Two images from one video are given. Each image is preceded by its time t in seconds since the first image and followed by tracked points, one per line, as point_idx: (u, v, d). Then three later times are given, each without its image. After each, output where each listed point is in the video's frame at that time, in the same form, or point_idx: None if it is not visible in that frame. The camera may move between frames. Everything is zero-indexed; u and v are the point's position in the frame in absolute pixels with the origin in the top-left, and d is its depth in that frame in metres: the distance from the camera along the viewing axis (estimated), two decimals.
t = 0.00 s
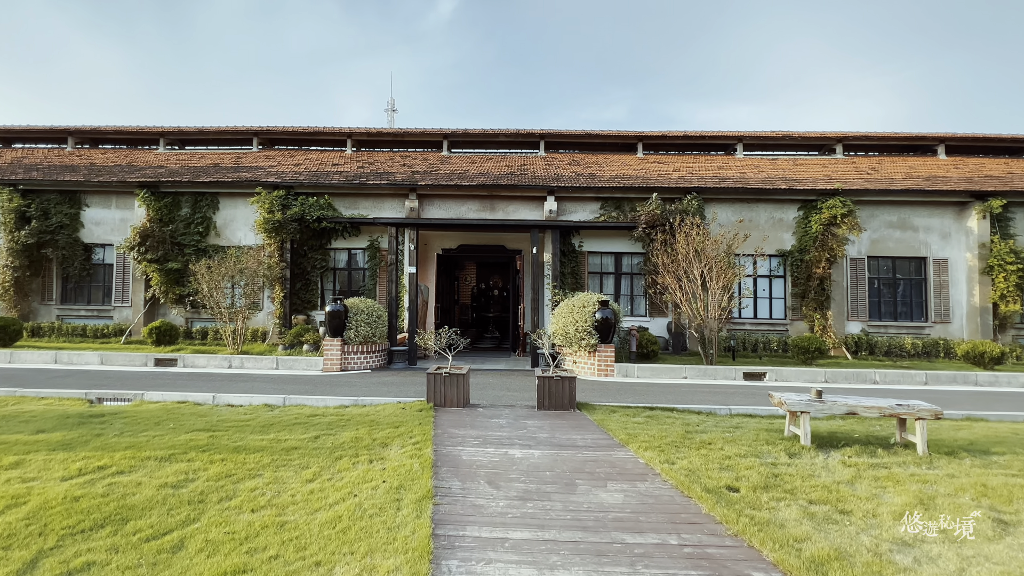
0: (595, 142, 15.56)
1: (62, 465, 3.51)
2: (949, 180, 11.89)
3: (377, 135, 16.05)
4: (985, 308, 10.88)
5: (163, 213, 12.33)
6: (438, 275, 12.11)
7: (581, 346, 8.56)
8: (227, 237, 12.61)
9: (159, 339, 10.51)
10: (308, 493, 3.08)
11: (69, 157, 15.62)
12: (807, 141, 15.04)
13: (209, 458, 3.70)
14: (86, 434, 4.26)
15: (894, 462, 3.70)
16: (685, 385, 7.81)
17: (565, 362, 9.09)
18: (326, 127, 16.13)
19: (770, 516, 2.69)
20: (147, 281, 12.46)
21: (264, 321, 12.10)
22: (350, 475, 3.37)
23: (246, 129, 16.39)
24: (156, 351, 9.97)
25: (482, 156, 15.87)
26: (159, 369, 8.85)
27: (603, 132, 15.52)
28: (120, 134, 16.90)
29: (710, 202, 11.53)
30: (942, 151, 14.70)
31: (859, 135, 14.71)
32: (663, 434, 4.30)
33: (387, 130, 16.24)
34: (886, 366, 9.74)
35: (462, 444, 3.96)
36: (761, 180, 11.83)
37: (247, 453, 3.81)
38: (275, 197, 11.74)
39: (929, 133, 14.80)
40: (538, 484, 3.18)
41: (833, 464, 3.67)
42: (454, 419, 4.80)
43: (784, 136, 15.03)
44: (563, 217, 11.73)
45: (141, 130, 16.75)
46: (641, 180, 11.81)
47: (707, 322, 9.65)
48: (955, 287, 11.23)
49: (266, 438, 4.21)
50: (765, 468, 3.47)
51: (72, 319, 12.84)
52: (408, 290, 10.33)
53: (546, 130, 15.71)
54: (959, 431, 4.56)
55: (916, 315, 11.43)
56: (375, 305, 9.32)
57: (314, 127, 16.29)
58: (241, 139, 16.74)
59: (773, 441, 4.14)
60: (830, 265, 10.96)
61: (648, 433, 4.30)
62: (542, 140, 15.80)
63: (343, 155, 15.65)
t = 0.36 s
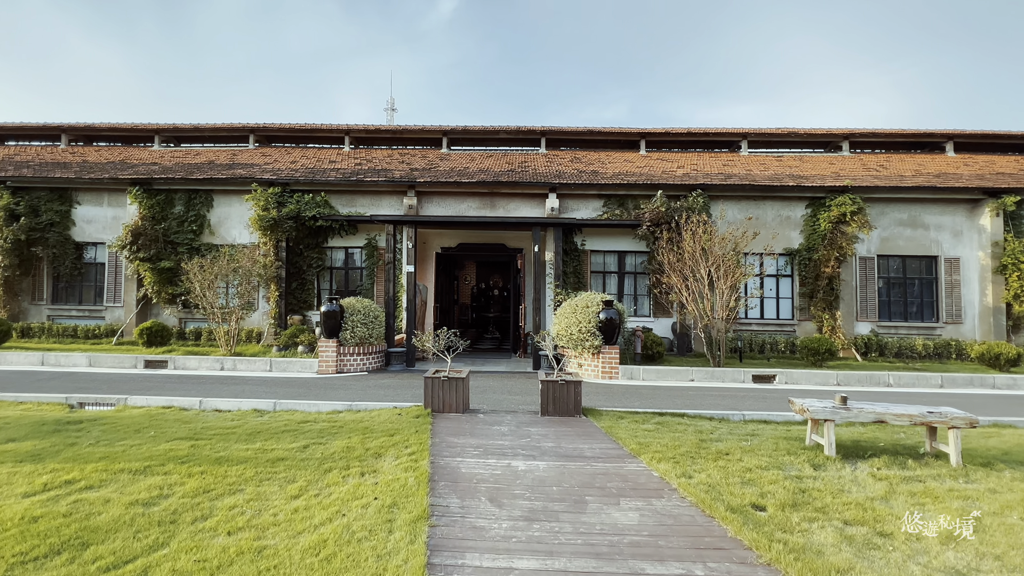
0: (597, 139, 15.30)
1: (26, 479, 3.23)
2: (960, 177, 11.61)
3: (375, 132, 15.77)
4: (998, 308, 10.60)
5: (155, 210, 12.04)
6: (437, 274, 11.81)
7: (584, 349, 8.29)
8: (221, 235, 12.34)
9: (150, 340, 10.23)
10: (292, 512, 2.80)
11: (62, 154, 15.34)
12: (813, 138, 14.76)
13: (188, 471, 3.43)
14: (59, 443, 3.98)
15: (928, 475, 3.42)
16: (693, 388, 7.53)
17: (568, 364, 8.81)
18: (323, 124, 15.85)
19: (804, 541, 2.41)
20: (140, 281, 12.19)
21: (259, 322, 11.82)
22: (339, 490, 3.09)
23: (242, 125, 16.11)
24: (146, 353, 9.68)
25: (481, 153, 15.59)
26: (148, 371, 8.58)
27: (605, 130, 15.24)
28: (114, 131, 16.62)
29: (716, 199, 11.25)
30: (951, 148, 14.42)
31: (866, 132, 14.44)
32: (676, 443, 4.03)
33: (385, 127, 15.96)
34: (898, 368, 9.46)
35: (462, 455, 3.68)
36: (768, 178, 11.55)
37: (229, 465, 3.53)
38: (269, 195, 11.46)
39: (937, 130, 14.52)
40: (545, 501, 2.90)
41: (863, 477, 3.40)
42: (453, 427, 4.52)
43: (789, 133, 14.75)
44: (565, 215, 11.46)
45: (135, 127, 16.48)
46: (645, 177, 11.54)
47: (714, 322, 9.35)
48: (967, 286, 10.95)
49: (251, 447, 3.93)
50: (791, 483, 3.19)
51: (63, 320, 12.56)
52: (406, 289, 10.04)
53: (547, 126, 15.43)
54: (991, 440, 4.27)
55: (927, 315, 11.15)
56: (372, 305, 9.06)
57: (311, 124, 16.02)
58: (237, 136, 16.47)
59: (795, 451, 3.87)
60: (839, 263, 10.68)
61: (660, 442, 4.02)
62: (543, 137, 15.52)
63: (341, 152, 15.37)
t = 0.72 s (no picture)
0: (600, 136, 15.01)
1: None
2: (972, 174, 11.33)
3: (373, 130, 15.48)
4: (1012, 309, 10.33)
5: (148, 208, 11.76)
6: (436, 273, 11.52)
7: (588, 351, 8.01)
8: (216, 234, 12.06)
9: (141, 342, 9.94)
10: (274, 537, 2.51)
11: (54, 152, 15.06)
12: (820, 135, 14.48)
13: (163, 487, 3.14)
14: (27, 455, 3.69)
15: (969, 492, 3.14)
16: (702, 392, 7.26)
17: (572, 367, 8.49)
18: (321, 122, 15.57)
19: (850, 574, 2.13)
20: (132, 281, 11.91)
21: (254, 323, 11.55)
22: (327, 510, 2.81)
23: (238, 123, 15.82)
24: (136, 355, 9.39)
25: (482, 150, 15.31)
26: (138, 374, 8.30)
27: (608, 127, 14.95)
28: (109, 128, 16.33)
29: (722, 197, 10.97)
30: (960, 146, 14.15)
31: (874, 129, 14.16)
32: (691, 454, 3.75)
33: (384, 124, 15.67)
34: (911, 370, 9.19)
35: (462, 469, 3.40)
36: (776, 175, 11.28)
37: (209, 481, 3.25)
38: (264, 192, 11.16)
39: (946, 127, 14.23)
40: (554, 523, 2.62)
41: (899, 494, 3.12)
42: (452, 436, 4.25)
43: (795, 130, 14.47)
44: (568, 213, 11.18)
45: (130, 124, 16.19)
46: (649, 174, 11.26)
47: (721, 323, 9.02)
48: (979, 287, 10.68)
49: (235, 459, 3.65)
50: (823, 502, 2.91)
51: (54, 321, 12.28)
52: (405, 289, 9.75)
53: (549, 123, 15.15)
54: None
55: (939, 316, 10.89)
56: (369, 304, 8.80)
57: (309, 121, 15.73)
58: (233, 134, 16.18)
59: (820, 464, 3.59)
60: (849, 263, 10.40)
61: (675, 454, 3.74)
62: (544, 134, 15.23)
63: (338, 150, 15.09)
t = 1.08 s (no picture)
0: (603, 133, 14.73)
1: None
2: (985, 171, 11.06)
3: (372, 127, 15.18)
4: None
5: (141, 206, 11.48)
6: (436, 273, 11.21)
7: (594, 354, 7.73)
8: (210, 232, 11.78)
9: (132, 343, 9.66)
10: (253, 568, 2.23)
11: (47, 149, 14.76)
12: (827, 132, 14.20)
13: (136, 506, 2.86)
14: None
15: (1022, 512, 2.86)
16: (713, 397, 6.98)
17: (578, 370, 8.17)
18: (318, 118, 15.28)
19: None
20: (124, 280, 11.64)
21: (249, 323, 11.27)
22: (315, 535, 2.53)
23: (234, 120, 15.53)
24: (127, 357, 9.11)
25: (482, 148, 15.03)
26: (127, 377, 8.02)
27: (611, 124, 14.67)
28: (103, 125, 16.04)
29: (729, 194, 10.69)
30: (970, 143, 13.86)
31: (882, 126, 13.88)
32: (712, 467, 3.46)
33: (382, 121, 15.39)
34: (926, 372, 8.91)
35: (464, 486, 3.12)
36: (784, 172, 11.00)
37: (187, 499, 2.97)
38: (260, 190, 10.87)
39: (955, 124, 13.95)
40: (568, 552, 2.34)
41: (946, 514, 2.83)
42: (453, 447, 3.96)
43: (802, 127, 14.19)
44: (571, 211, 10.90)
45: (124, 121, 15.89)
46: (655, 171, 10.99)
47: (729, 324, 8.70)
48: (994, 287, 10.41)
49: (217, 474, 3.36)
50: (864, 525, 2.62)
51: (45, 321, 12.01)
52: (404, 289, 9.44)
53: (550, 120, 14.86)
54: None
55: (951, 317, 10.61)
56: (365, 305, 8.52)
57: (306, 118, 15.44)
58: (229, 131, 15.89)
59: (852, 478, 3.31)
60: (860, 262, 10.11)
61: (694, 468, 3.45)
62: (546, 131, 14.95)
63: (336, 147, 14.81)
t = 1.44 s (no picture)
0: (605, 131, 14.48)
1: None
2: (996, 168, 10.80)
3: (370, 124, 14.92)
4: None
5: (133, 204, 11.23)
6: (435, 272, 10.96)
7: (597, 356, 7.47)
8: (204, 230, 11.53)
9: (122, 345, 9.41)
10: None
11: (39, 147, 14.51)
12: (833, 129, 13.95)
13: (103, 527, 2.61)
14: None
15: None
16: (721, 401, 6.73)
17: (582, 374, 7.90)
18: (316, 116, 15.03)
19: None
20: (116, 280, 11.39)
21: (243, 324, 11.02)
22: (298, 560, 2.28)
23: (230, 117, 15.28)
24: (117, 358, 8.86)
25: (482, 145, 14.78)
26: (116, 379, 7.78)
27: (613, 121, 14.42)
28: (97, 123, 15.78)
29: (735, 192, 10.45)
30: (979, 140, 13.61)
31: (889, 123, 13.63)
32: (730, 481, 3.21)
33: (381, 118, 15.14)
34: (938, 375, 8.66)
35: (462, 503, 2.87)
36: (791, 169, 10.75)
37: (161, 519, 2.72)
38: (255, 187, 10.62)
39: (964, 121, 13.70)
40: None
41: (991, 536, 2.58)
42: (451, 457, 3.72)
43: (807, 124, 13.94)
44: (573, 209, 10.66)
45: (118, 118, 15.64)
46: (658, 168, 10.74)
47: (737, 325, 8.44)
48: (1006, 286, 10.16)
49: (196, 489, 3.11)
50: (906, 551, 2.37)
51: (36, 322, 11.76)
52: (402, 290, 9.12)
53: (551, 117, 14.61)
54: None
55: (962, 317, 10.36)
56: (362, 304, 8.26)
57: (303, 115, 15.18)
58: (225, 128, 15.63)
59: (884, 494, 3.05)
60: (869, 261, 9.87)
61: (711, 481, 3.20)
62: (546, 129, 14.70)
63: (334, 144, 14.56)
